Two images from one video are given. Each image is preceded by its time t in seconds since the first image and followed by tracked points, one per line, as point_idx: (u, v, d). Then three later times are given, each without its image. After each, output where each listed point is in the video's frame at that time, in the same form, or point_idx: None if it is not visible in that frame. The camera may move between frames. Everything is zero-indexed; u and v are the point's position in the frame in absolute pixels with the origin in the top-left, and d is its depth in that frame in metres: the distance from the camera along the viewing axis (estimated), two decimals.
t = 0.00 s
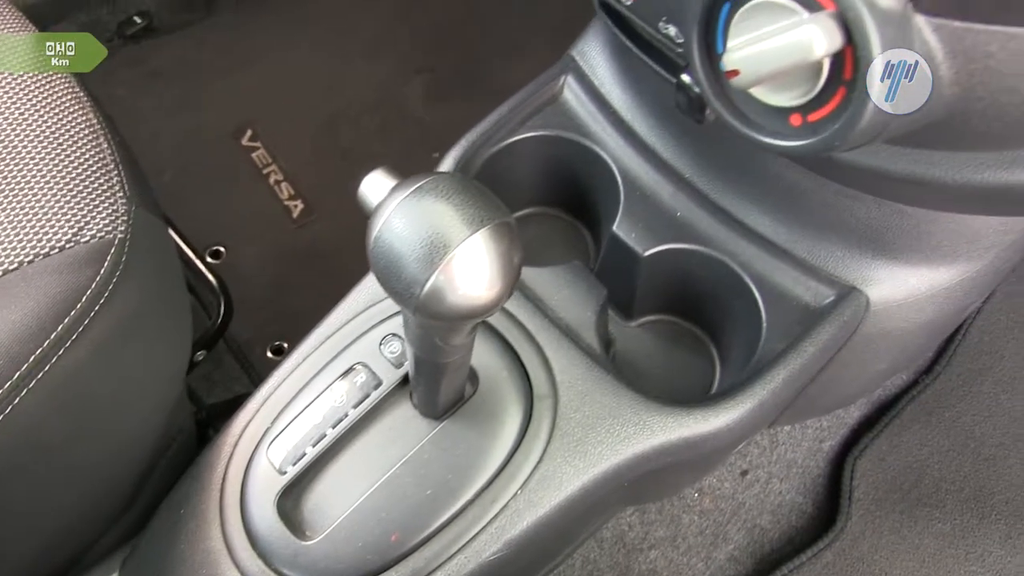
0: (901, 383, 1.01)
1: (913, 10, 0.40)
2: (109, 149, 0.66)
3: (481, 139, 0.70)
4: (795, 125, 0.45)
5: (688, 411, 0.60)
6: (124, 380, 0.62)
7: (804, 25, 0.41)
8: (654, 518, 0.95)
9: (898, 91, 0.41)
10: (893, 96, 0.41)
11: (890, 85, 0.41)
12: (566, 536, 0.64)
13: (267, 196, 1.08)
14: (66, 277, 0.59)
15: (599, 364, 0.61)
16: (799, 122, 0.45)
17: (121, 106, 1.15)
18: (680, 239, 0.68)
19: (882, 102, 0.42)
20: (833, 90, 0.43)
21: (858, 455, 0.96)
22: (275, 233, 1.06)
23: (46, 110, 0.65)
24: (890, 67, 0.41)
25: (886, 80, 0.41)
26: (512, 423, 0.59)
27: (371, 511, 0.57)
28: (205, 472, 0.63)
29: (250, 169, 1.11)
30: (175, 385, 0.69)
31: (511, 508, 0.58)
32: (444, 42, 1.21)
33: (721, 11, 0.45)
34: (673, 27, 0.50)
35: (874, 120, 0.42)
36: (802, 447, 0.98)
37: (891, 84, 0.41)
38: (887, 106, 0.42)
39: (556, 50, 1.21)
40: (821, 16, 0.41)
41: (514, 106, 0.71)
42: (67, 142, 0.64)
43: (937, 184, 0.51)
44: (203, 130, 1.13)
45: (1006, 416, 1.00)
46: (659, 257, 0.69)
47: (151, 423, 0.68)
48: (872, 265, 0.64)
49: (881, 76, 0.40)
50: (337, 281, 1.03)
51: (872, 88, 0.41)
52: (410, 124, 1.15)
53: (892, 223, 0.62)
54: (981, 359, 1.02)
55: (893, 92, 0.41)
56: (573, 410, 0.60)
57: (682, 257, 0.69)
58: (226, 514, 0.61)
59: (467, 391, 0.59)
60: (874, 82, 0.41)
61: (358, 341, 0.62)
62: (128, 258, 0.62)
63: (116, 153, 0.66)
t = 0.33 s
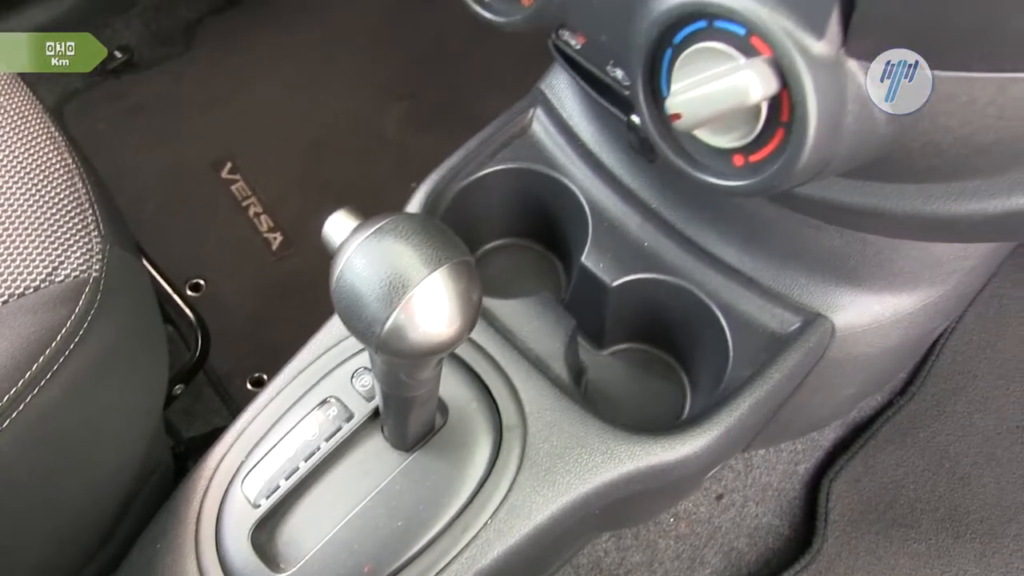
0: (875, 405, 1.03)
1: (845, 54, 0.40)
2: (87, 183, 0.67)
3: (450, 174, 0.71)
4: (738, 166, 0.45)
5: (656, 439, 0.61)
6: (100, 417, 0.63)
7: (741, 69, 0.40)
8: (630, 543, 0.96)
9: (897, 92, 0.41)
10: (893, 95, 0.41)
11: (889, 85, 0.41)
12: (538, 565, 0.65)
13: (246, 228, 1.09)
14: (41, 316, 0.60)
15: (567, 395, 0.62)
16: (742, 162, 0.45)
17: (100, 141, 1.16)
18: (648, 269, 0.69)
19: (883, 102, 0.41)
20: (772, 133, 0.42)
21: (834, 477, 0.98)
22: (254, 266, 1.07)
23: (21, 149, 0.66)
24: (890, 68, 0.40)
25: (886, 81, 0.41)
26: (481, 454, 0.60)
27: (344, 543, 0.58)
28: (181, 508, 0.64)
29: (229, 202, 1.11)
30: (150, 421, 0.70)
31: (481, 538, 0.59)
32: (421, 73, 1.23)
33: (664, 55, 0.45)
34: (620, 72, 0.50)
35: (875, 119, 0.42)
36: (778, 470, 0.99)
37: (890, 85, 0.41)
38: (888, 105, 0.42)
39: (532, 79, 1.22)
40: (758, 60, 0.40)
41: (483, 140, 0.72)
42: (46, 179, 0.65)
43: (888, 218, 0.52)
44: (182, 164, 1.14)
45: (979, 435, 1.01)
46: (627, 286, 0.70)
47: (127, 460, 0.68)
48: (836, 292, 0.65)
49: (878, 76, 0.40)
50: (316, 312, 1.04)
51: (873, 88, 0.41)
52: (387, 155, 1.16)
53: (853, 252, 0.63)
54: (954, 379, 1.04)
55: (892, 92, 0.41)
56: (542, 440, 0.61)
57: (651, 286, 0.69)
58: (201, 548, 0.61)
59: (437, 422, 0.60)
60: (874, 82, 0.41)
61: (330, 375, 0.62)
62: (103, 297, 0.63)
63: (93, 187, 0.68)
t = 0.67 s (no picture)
0: (857, 428, 1.04)
1: (788, 102, 0.43)
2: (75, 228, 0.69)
3: (428, 210, 0.72)
4: (691, 209, 0.47)
5: (631, 468, 0.62)
6: (89, 455, 0.64)
7: (689, 117, 0.43)
8: (612, 570, 0.97)
9: (900, 91, 0.40)
10: (894, 96, 0.41)
11: (891, 85, 0.40)
12: None
13: (232, 263, 1.11)
14: (31, 355, 0.61)
15: (543, 426, 0.63)
16: (695, 206, 0.47)
17: (88, 177, 1.18)
18: (622, 300, 0.70)
19: (882, 102, 0.41)
20: (722, 176, 0.45)
21: (814, 501, 0.99)
22: (240, 300, 1.08)
23: (11, 195, 0.67)
24: (890, 68, 0.40)
25: (886, 81, 0.40)
26: (460, 485, 0.62)
27: None
28: (164, 543, 0.64)
29: (215, 236, 1.13)
30: (137, 458, 0.71)
31: (460, 567, 0.61)
32: (404, 107, 1.24)
33: (620, 103, 0.48)
34: (579, 118, 0.52)
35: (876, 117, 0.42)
36: (757, 496, 1.00)
37: (892, 85, 0.40)
38: (890, 106, 0.41)
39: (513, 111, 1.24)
40: (706, 108, 0.43)
41: (460, 175, 0.74)
42: (35, 223, 0.67)
43: (849, 249, 0.53)
44: (169, 200, 1.16)
45: (959, 456, 1.02)
46: (603, 318, 0.71)
47: (114, 496, 0.69)
48: (807, 321, 0.67)
49: (878, 74, 0.40)
50: (301, 345, 1.05)
51: (874, 87, 0.41)
52: (371, 188, 1.17)
53: (823, 280, 0.65)
54: (935, 402, 1.05)
55: (894, 92, 0.40)
56: (519, 470, 0.62)
57: (625, 317, 0.71)
58: None
59: (417, 455, 0.62)
60: (874, 81, 0.40)
61: (312, 410, 0.64)
62: (91, 337, 0.64)
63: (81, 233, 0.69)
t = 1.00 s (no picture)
0: (839, 452, 1.06)
1: (742, 145, 0.45)
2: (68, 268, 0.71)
3: (412, 248, 0.74)
4: (655, 246, 0.49)
5: (612, 495, 0.64)
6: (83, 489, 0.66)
7: (648, 160, 0.45)
8: None
9: (900, 91, 0.40)
10: (894, 96, 0.40)
11: (891, 85, 0.40)
12: None
13: (223, 299, 1.13)
14: (23, 394, 0.63)
15: (525, 456, 0.65)
16: (658, 242, 0.49)
17: (80, 216, 1.20)
18: (601, 331, 0.72)
19: (882, 102, 0.41)
20: (683, 214, 0.47)
21: (797, 524, 1.01)
22: (231, 335, 1.10)
23: (4, 237, 0.70)
24: (890, 68, 0.40)
25: (886, 81, 0.40)
26: (446, 515, 0.63)
27: None
28: None
29: (206, 273, 1.15)
30: (129, 493, 0.73)
31: None
32: (390, 143, 1.27)
33: (584, 146, 0.50)
34: (547, 160, 0.54)
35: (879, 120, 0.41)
36: (742, 519, 1.02)
37: (892, 84, 0.40)
38: (891, 107, 0.41)
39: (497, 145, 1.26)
40: (664, 151, 0.45)
41: (443, 213, 0.76)
42: (27, 264, 0.69)
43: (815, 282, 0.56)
44: (160, 237, 1.18)
45: (940, 477, 1.04)
46: (584, 349, 0.73)
47: (107, 532, 0.71)
48: (782, 349, 0.69)
49: (878, 73, 0.40)
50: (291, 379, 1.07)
51: (874, 87, 0.40)
52: (358, 223, 1.19)
53: (795, 310, 0.67)
54: (914, 424, 1.07)
55: (895, 92, 0.40)
56: (502, 499, 0.64)
57: (605, 348, 0.72)
58: None
59: (402, 485, 0.63)
60: (873, 81, 0.40)
61: (300, 443, 0.65)
62: (84, 373, 0.66)
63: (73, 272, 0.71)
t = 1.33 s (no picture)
0: (821, 477, 1.08)
1: (702, 188, 0.47)
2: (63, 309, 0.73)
3: (398, 285, 0.77)
4: (624, 284, 0.52)
5: (595, 522, 0.66)
6: (78, 525, 0.67)
7: (615, 204, 0.48)
8: None
9: (901, 91, 0.41)
10: (894, 96, 0.41)
11: (892, 86, 0.40)
12: None
13: (214, 336, 1.14)
14: (22, 432, 0.65)
15: (511, 486, 0.67)
16: (627, 281, 0.52)
17: (73, 255, 1.21)
18: (583, 363, 0.74)
19: (883, 102, 0.41)
20: (649, 254, 0.49)
21: (782, 549, 1.02)
22: (223, 371, 1.12)
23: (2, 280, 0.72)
24: (891, 70, 0.40)
25: (886, 82, 0.40)
26: (435, 544, 0.65)
27: None
28: None
29: (198, 311, 1.17)
30: (124, 528, 0.74)
31: None
32: (378, 180, 1.29)
33: (557, 190, 0.52)
34: (521, 204, 0.56)
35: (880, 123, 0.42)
36: (726, 545, 1.04)
37: (894, 85, 0.40)
38: (891, 107, 0.41)
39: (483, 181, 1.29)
40: (630, 196, 0.48)
41: (428, 251, 0.78)
42: (23, 306, 0.71)
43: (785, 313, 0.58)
44: (153, 276, 1.19)
45: (921, 500, 1.06)
46: (568, 380, 0.74)
47: (102, 566, 0.72)
48: (757, 379, 0.71)
49: (879, 74, 0.40)
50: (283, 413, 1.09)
51: (874, 87, 0.41)
52: (347, 260, 1.22)
53: (769, 340, 0.69)
54: (895, 449, 1.09)
55: (896, 92, 0.41)
56: (489, 527, 0.66)
57: (588, 379, 0.75)
58: None
59: (391, 515, 0.65)
60: (874, 81, 0.40)
61: (292, 476, 0.67)
62: (79, 411, 0.68)
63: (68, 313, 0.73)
